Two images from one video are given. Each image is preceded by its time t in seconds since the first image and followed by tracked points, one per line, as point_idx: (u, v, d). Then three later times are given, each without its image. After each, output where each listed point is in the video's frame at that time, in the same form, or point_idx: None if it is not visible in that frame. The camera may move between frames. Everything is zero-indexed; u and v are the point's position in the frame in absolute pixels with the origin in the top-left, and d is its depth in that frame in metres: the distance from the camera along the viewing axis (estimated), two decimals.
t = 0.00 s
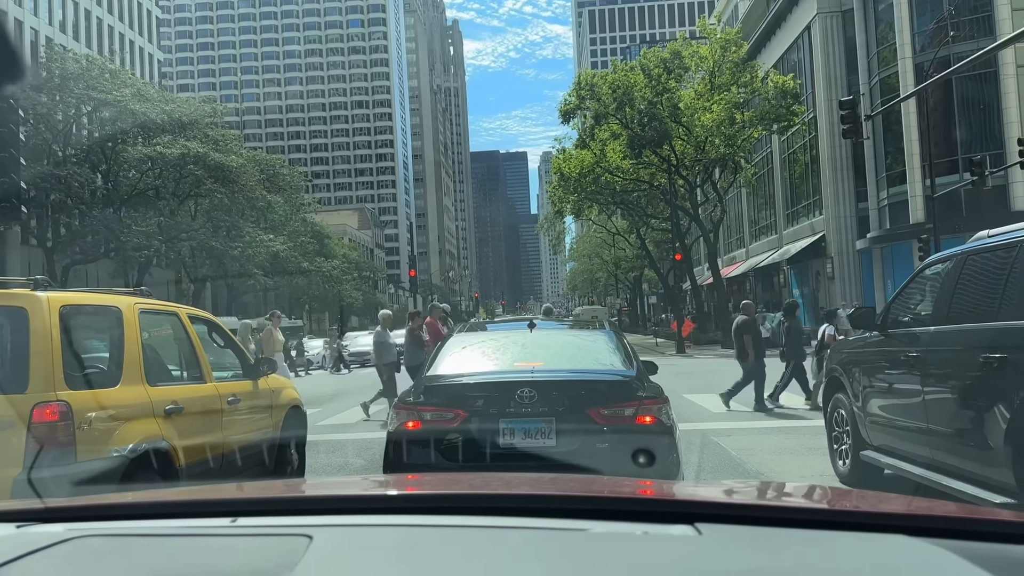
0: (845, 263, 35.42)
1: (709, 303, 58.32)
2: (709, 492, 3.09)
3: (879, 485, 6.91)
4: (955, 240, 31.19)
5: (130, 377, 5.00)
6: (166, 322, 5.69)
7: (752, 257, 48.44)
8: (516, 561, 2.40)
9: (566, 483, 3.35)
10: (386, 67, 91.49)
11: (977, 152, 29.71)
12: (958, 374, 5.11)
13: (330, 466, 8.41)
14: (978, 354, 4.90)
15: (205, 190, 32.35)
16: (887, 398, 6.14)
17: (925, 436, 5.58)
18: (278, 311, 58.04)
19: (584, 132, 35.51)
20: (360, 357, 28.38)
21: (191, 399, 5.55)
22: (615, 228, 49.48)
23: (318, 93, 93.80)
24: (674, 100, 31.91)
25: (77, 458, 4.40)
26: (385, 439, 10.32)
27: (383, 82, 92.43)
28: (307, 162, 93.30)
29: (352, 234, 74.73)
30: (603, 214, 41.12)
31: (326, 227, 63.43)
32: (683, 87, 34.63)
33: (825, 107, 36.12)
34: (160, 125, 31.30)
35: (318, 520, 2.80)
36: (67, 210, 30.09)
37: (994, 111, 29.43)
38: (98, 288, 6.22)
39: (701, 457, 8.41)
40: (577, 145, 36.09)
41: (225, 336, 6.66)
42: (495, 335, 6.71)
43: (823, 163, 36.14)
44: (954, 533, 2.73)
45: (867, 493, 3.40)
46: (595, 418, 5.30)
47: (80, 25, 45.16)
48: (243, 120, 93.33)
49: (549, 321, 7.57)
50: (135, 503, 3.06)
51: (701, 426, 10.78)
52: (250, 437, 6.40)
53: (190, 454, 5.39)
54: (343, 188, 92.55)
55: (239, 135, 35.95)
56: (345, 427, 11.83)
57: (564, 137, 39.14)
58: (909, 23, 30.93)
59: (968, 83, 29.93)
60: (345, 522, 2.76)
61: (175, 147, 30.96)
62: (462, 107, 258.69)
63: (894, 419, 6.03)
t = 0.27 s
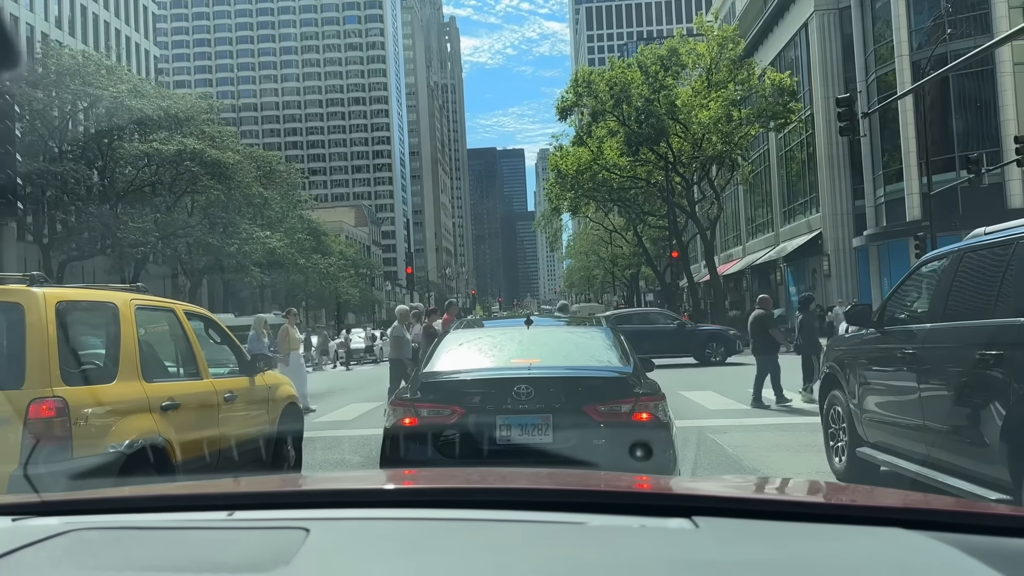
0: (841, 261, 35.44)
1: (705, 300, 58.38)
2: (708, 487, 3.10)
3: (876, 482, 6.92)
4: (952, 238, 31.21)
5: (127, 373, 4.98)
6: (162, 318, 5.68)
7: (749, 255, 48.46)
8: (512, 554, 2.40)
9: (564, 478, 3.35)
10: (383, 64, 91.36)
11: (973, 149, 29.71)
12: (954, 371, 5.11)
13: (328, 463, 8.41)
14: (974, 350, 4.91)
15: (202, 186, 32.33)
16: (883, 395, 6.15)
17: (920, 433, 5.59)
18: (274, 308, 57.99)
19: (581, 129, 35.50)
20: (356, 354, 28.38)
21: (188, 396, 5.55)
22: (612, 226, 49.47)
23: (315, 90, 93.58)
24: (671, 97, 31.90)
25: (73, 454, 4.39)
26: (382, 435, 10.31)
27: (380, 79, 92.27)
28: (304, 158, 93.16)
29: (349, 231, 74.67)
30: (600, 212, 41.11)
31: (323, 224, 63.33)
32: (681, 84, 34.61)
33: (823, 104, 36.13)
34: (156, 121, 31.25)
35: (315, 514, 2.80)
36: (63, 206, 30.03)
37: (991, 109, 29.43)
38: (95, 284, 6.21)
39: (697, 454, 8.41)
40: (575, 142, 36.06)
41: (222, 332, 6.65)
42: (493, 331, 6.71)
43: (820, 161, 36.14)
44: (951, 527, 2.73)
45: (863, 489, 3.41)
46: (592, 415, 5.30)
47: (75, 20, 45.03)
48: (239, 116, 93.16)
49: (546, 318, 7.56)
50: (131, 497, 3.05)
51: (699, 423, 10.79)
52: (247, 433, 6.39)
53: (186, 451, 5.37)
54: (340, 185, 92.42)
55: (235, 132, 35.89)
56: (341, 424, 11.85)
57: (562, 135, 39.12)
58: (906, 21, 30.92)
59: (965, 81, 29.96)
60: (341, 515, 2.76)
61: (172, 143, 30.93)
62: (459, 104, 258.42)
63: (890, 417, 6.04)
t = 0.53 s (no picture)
0: (840, 258, 35.47)
1: (703, 297, 58.44)
2: (707, 484, 3.11)
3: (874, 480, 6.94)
4: (950, 236, 31.22)
5: (125, 369, 4.98)
6: (161, 314, 5.67)
7: (747, 252, 48.47)
8: (513, 550, 2.41)
9: (565, 474, 3.36)
10: (381, 60, 91.23)
11: (972, 147, 29.68)
12: (953, 368, 5.12)
13: (327, 460, 8.42)
14: (971, 348, 4.92)
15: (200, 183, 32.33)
16: (881, 393, 6.16)
17: (918, 430, 5.60)
18: (272, 304, 57.96)
19: (579, 126, 35.47)
20: (354, 351, 28.39)
21: (187, 392, 5.55)
22: (611, 223, 49.46)
23: (313, 86, 93.42)
24: (669, 94, 31.86)
25: (73, 451, 4.40)
26: (381, 432, 10.32)
27: (378, 75, 92.15)
28: (302, 155, 93.08)
29: (347, 228, 74.61)
30: (598, 209, 41.10)
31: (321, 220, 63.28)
32: (679, 81, 34.58)
33: (821, 101, 36.12)
34: (154, 117, 31.22)
35: (315, 510, 2.80)
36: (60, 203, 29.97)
37: (989, 106, 29.44)
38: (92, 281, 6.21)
39: (696, 451, 8.42)
40: (573, 139, 36.04)
41: (220, 329, 6.65)
42: (491, 328, 6.71)
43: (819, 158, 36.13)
44: (948, 522, 2.74)
45: (861, 485, 3.42)
46: (590, 412, 5.31)
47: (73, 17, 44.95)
48: (237, 112, 93.04)
49: (545, 316, 7.57)
50: (131, 493, 3.06)
51: (697, 420, 10.80)
52: (246, 429, 6.39)
53: (185, 447, 5.37)
54: (338, 181, 92.35)
55: (233, 128, 35.87)
56: (339, 421, 11.86)
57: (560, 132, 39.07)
58: (905, 18, 30.90)
59: (963, 79, 29.95)
60: (341, 511, 2.77)
61: (169, 140, 30.86)
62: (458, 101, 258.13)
63: (889, 414, 6.05)
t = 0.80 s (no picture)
0: (839, 256, 35.50)
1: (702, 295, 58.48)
2: (706, 481, 3.11)
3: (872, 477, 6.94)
4: (949, 233, 31.25)
5: (124, 366, 4.99)
6: (160, 311, 5.67)
7: (746, 250, 48.49)
8: (514, 547, 2.41)
9: (564, 471, 3.36)
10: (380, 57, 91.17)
11: (970, 144, 29.68)
12: (952, 366, 5.12)
13: (326, 457, 8.42)
14: (970, 346, 4.92)
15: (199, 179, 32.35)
16: (880, 390, 6.16)
17: (916, 428, 5.61)
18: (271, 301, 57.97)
19: (579, 123, 35.44)
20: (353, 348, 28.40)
21: (186, 389, 5.55)
22: (610, 220, 49.48)
23: (312, 83, 93.38)
24: (669, 92, 31.89)
25: (72, 448, 4.40)
26: (380, 429, 10.32)
27: (377, 71, 92.11)
28: (301, 152, 93.07)
29: (346, 225, 74.61)
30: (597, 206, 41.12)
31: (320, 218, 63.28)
32: (679, 78, 34.58)
33: (821, 99, 36.13)
34: (153, 114, 31.23)
35: (314, 507, 2.81)
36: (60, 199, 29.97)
37: (988, 104, 29.46)
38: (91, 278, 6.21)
39: (695, 448, 8.43)
40: (572, 137, 36.08)
41: (220, 327, 6.65)
42: (490, 326, 6.72)
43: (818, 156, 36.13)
44: (946, 520, 2.74)
45: (859, 482, 3.43)
46: (589, 409, 5.31)
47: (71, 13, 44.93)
48: (236, 109, 92.99)
49: (544, 313, 7.57)
50: (130, 490, 3.06)
51: (696, 418, 10.81)
52: (244, 426, 6.39)
53: (184, 445, 5.37)
54: (337, 178, 92.31)
55: (232, 125, 35.88)
56: (338, 417, 11.87)
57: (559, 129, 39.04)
58: (904, 15, 30.90)
59: (962, 77, 29.96)
60: (340, 508, 2.77)
61: (168, 136, 30.87)
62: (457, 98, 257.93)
63: (887, 411, 6.05)
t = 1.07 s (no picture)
0: (838, 255, 35.52)
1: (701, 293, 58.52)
2: (703, 476, 3.11)
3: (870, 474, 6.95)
4: (948, 231, 31.24)
5: (123, 363, 4.98)
6: (159, 308, 5.66)
7: (746, 248, 48.49)
8: (512, 540, 2.42)
9: (563, 466, 3.36)
10: (380, 54, 91.11)
11: (970, 143, 29.68)
12: (951, 363, 5.12)
13: (326, 454, 8.43)
14: (969, 343, 4.92)
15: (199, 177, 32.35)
16: (879, 387, 6.16)
17: (915, 425, 5.61)
18: (270, 298, 57.95)
19: (578, 121, 35.44)
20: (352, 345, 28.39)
21: (185, 386, 5.54)
22: (609, 218, 49.45)
23: (311, 80, 93.31)
24: (669, 90, 31.86)
25: (71, 444, 4.40)
26: (380, 427, 10.32)
27: (377, 69, 92.08)
28: (300, 149, 92.99)
29: (346, 223, 74.61)
30: (597, 204, 41.11)
31: (320, 215, 63.25)
32: (679, 76, 34.58)
33: (820, 97, 36.13)
34: (152, 111, 31.23)
35: (313, 503, 2.80)
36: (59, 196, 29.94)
37: (989, 102, 29.46)
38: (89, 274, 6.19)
39: (694, 446, 8.42)
40: (572, 135, 36.07)
41: (218, 323, 6.64)
42: (489, 323, 6.70)
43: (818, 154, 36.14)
44: (944, 515, 2.75)
45: (858, 478, 3.43)
46: (588, 406, 5.31)
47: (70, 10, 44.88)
48: (235, 107, 92.92)
49: (543, 310, 7.55)
50: (128, 485, 3.06)
51: (695, 416, 10.80)
52: (243, 423, 6.39)
53: (183, 442, 5.37)
54: (337, 176, 92.29)
55: (232, 122, 35.88)
56: (336, 415, 11.82)
57: (560, 127, 38.94)
58: (904, 13, 30.89)
59: (962, 75, 29.95)
60: (339, 503, 2.77)
61: (167, 133, 30.85)
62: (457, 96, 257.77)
63: (886, 409, 6.05)
